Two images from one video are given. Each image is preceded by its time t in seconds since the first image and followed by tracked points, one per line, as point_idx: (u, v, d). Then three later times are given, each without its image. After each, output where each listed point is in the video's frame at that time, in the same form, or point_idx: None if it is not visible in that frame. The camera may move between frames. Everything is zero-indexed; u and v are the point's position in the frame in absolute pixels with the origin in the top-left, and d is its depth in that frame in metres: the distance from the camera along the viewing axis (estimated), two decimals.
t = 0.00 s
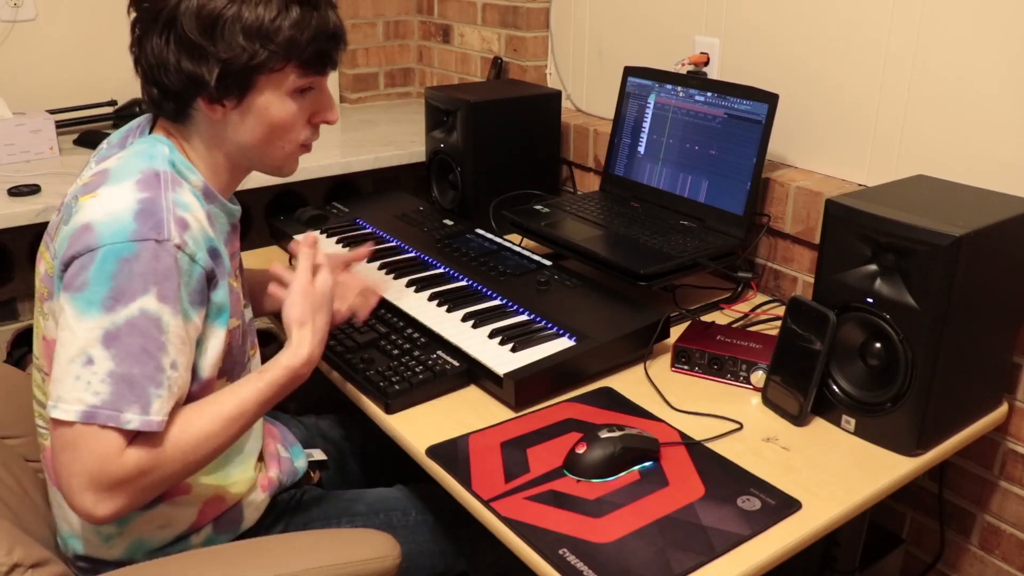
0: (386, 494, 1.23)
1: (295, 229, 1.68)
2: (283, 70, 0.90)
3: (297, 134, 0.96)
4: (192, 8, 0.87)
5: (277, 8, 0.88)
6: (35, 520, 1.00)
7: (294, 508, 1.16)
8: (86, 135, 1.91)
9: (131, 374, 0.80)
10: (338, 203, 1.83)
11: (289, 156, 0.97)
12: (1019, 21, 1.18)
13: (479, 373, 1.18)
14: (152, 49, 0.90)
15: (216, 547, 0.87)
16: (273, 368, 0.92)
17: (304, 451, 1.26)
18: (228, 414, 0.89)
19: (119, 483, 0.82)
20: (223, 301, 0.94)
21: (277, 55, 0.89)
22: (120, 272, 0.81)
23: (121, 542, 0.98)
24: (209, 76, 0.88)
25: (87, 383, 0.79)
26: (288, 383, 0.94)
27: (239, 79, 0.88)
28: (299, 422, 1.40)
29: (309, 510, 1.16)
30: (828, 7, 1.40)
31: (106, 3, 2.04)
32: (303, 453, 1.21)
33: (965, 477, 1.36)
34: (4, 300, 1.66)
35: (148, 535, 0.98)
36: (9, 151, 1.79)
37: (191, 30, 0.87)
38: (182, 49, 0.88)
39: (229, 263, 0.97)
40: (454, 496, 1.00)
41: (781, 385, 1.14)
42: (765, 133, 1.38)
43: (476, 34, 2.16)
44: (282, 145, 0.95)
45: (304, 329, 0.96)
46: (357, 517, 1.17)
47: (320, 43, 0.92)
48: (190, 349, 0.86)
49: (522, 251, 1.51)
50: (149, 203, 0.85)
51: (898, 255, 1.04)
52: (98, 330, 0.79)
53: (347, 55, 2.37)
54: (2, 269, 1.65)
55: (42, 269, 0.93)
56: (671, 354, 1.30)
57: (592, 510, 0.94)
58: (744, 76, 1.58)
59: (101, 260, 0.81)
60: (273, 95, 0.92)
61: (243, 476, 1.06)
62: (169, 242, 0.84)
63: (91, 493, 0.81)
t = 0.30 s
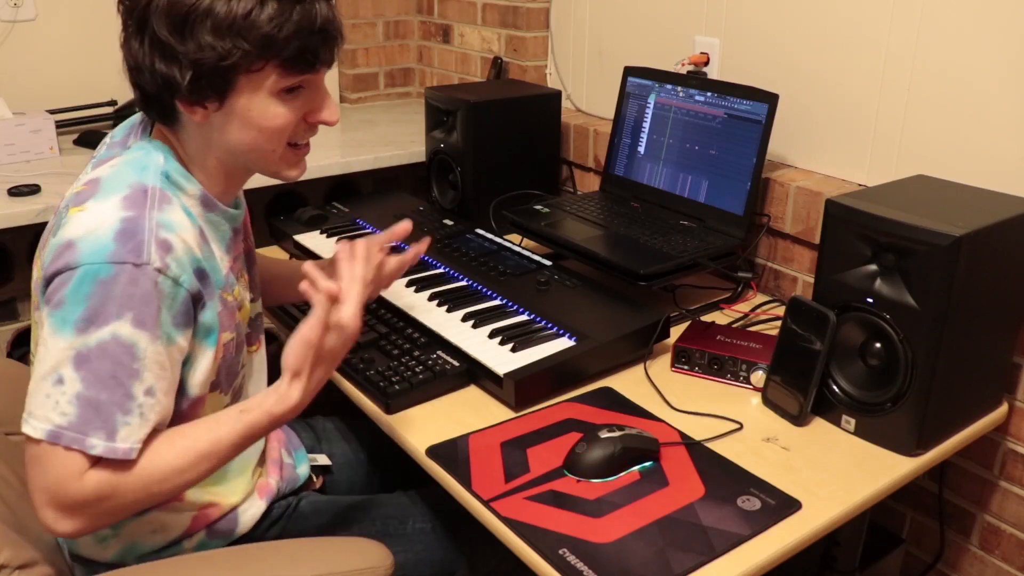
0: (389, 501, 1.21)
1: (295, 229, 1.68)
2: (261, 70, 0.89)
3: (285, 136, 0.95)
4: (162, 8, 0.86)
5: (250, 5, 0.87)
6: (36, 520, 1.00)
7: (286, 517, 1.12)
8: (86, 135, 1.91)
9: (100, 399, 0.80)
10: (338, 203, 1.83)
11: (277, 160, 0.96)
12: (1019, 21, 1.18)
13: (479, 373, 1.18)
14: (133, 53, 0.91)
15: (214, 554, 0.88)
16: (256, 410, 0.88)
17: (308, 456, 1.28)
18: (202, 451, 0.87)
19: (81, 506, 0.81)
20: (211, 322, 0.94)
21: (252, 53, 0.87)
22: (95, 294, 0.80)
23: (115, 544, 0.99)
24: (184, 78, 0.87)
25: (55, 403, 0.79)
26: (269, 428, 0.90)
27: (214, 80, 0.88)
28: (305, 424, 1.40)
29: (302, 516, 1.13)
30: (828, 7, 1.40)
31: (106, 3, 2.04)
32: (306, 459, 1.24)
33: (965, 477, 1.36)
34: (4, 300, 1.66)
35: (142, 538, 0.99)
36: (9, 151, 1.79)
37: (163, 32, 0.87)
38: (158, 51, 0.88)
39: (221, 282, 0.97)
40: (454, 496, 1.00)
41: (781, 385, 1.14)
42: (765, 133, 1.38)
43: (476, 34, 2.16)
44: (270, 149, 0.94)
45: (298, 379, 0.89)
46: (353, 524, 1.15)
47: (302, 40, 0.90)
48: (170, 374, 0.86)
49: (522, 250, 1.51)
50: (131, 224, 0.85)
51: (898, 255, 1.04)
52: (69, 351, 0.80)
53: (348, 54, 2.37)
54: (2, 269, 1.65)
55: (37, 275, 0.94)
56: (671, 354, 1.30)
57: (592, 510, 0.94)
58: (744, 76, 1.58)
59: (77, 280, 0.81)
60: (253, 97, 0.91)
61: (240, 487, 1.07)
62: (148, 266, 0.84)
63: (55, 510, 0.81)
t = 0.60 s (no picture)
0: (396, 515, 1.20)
1: (295, 230, 1.68)
2: (270, 86, 0.88)
3: (297, 156, 0.93)
4: (168, 17, 0.86)
5: (260, 19, 0.85)
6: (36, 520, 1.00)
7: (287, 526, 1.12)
8: (86, 135, 1.91)
9: (59, 421, 0.79)
10: (338, 204, 1.83)
11: (288, 180, 0.95)
12: (1019, 21, 1.18)
13: (479, 373, 1.18)
14: (144, 65, 0.92)
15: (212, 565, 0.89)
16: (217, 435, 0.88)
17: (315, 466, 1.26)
18: (157, 477, 0.86)
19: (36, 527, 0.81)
20: (191, 350, 0.93)
21: (259, 69, 0.86)
22: (64, 313, 0.80)
23: (105, 550, 0.99)
24: (190, 91, 0.87)
25: (16, 418, 0.79)
26: (232, 458, 0.89)
27: (220, 94, 0.87)
28: (316, 426, 1.40)
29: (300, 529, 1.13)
30: (828, 7, 1.40)
31: (106, 3, 2.04)
32: (311, 471, 1.22)
33: (964, 477, 1.36)
34: (4, 300, 1.66)
35: (131, 548, 1.00)
36: (9, 151, 1.79)
37: (170, 43, 0.87)
38: (168, 63, 0.89)
39: (206, 310, 0.96)
40: (454, 496, 1.00)
41: (781, 385, 1.14)
42: (765, 133, 1.38)
43: (476, 34, 2.16)
44: (280, 167, 0.93)
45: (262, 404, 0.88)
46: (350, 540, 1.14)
47: (313, 54, 0.88)
48: (139, 401, 0.85)
49: (522, 251, 1.51)
50: (108, 245, 0.85)
51: (898, 255, 1.04)
52: (35, 367, 0.79)
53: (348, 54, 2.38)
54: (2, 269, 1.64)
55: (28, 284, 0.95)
56: (671, 354, 1.30)
57: (592, 510, 0.94)
58: (744, 76, 1.58)
59: (49, 297, 0.81)
60: (262, 114, 0.89)
61: (235, 498, 1.07)
62: (119, 290, 0.83)
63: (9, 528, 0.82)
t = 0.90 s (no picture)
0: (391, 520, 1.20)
1: (295, 230, 1.68)
2: (261, 92, 0.87)
3: (292, 164, 0.92)
4: (165, 19, 0.87)
5: (246, 22, 0.85)
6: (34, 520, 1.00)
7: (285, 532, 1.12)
8: (86, 135, 1.91)
9: (50, 427, 0.79)
10: (338, 204, 1.83)
11: (283, 188, 0.94)
12: (1019, 21, 1.18)
13: (479, 373, 1.18)
14: (144, 67, 0.92)
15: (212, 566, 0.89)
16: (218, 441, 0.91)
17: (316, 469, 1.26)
18: (156, 480, 0.87)
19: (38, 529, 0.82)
20: (186, 357, 0.93)
21: (248, 73, 0.86)
22: (55, 318, 0.80)
23: (101, 550, 0.99)
24: (180, 93, 0.88)
25: (8, 423, 0.79)
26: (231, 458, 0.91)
27: (212, 97, 0.87)
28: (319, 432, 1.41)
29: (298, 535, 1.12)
30: (828, 7, 1.40)
31: (107, 3, 2.04)
32: (313, 474, 1.23)
33: (964, 477, 1.36)
34: (4, 300, 1.66)
35: (126, 548, 1.00)
36: (9, 151, 1.79)
37: (163, 44, 0.88)
38: (161, 65, 0.89)
39: (202, 319, 0.95)
40: (454, 496, 1.00)
41: (781, 385, 1.14)
42: (765, 133, 1.38)
43: (476, 34, 2.16)
44: (274, 174, 0.92)
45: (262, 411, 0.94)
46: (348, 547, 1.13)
47: (305, 61, 0.87)
48: (130, 408, 0.85)
49: (522, 250, 1.51)
50: (101, 249, 0.84)
51: (898, 255, 1.04)
52: (26, 371, 0.79)
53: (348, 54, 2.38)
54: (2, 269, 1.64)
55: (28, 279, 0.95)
56: (671, 354, 1.30)
57: (592, 510, 0.94)
58: (744, 76, 1.58)
59: (41, 301, 0.80)
60: (254, 120, 0.89)
61: (234, 504, 1.08)
62: (112, 297, 0.82)
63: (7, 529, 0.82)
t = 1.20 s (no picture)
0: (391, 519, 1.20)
1: (295, 230, 1.68)
2: (261, 75, 0.87)
3: (289, 148, 0.91)
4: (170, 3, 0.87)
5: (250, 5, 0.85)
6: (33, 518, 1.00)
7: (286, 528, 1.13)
8: (86, 135, 1.91)
9: (77, 402, 0.80)
10: (339, 204, 1.83)
11: (280, 172, 0.93)
12: (1019, 21, 1.18)
13: (479, 373, 1.18)
14: (148, 53, 0.92)
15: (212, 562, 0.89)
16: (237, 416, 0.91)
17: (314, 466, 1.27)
18: (183, 458, 0.88)
19: (78, 512, 0.83)
20: (196, 331, 0.93)
21: (249, 54, 0.85)
22: (72, 294, 0.81)
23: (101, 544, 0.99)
24: (183, 74, 0.87)
25: (39, 405, 0.80)
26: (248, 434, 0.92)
27: (213, 79, 0.87)
28: (317, 428, 1.40)
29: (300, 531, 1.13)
30: (828, 7, 1.40)
31: (107, 3, 2.04)
32: (311, 471, 1.23)
33: (964, 477, 1.37)
34: (4, 300, 1.66)
35: (127, 542, 1.00)
36: (9, 151, 1.79)
37: (169, 26, 0.88)
38: (166, 49, 0.89)
39: (212, 291, 0.96)
40: (454, 496, 1.00)
41: (781, 385, 1.14)
42: (765, 133, 1.38)
43: (476, 34, 2.16)
44: (270, 158, 0.91)
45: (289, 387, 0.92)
46: (348, 544, 1.14)
47: (304, 44, 0.87)
48: (149, 380, 0.85)
49: (522, 251, 1.51)
50: (110, 226, 0.85)
51: (898, 256, 1.04)
52: (48, 351, 0.80)
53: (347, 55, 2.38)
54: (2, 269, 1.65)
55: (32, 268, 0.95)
56: (671, 354, 1.30)
57: (592, 510, 0.94)
58: (744, 75, 1.58)
59: (55, 281, 0.81)
60: (254, 103, 0.88)
61: (235, 500, 1.08)
62: (124, 271, 0.83)
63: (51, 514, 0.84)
